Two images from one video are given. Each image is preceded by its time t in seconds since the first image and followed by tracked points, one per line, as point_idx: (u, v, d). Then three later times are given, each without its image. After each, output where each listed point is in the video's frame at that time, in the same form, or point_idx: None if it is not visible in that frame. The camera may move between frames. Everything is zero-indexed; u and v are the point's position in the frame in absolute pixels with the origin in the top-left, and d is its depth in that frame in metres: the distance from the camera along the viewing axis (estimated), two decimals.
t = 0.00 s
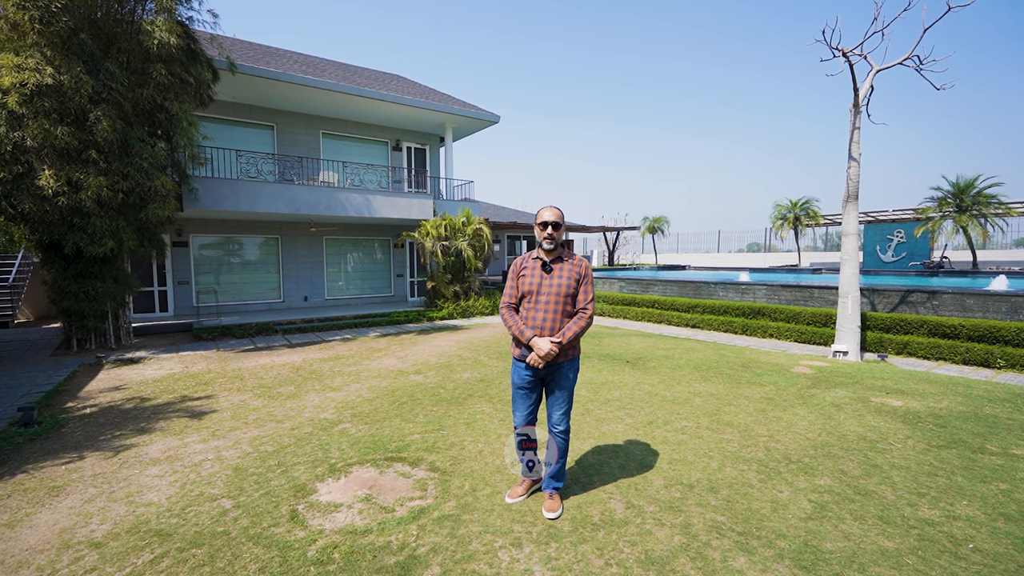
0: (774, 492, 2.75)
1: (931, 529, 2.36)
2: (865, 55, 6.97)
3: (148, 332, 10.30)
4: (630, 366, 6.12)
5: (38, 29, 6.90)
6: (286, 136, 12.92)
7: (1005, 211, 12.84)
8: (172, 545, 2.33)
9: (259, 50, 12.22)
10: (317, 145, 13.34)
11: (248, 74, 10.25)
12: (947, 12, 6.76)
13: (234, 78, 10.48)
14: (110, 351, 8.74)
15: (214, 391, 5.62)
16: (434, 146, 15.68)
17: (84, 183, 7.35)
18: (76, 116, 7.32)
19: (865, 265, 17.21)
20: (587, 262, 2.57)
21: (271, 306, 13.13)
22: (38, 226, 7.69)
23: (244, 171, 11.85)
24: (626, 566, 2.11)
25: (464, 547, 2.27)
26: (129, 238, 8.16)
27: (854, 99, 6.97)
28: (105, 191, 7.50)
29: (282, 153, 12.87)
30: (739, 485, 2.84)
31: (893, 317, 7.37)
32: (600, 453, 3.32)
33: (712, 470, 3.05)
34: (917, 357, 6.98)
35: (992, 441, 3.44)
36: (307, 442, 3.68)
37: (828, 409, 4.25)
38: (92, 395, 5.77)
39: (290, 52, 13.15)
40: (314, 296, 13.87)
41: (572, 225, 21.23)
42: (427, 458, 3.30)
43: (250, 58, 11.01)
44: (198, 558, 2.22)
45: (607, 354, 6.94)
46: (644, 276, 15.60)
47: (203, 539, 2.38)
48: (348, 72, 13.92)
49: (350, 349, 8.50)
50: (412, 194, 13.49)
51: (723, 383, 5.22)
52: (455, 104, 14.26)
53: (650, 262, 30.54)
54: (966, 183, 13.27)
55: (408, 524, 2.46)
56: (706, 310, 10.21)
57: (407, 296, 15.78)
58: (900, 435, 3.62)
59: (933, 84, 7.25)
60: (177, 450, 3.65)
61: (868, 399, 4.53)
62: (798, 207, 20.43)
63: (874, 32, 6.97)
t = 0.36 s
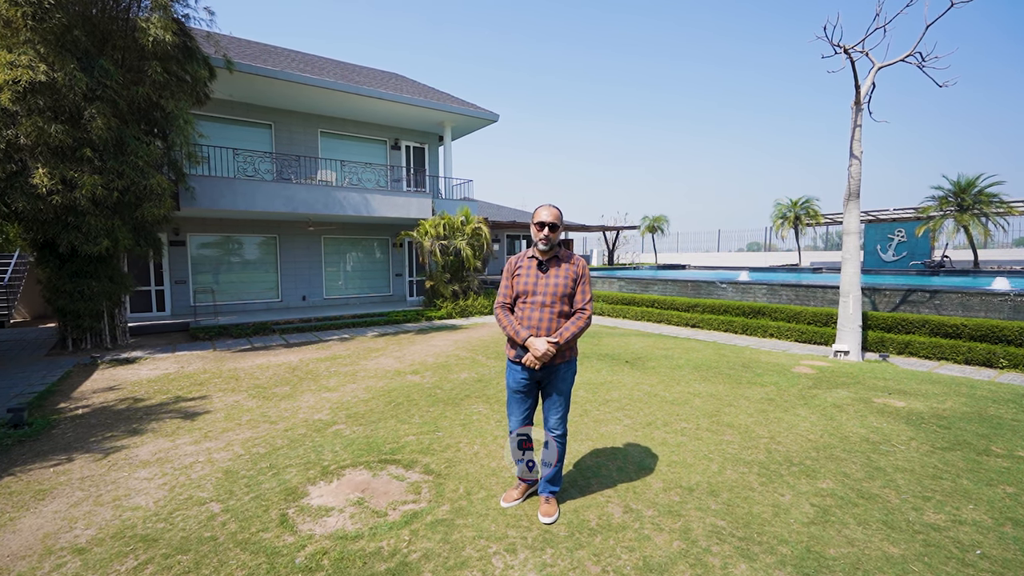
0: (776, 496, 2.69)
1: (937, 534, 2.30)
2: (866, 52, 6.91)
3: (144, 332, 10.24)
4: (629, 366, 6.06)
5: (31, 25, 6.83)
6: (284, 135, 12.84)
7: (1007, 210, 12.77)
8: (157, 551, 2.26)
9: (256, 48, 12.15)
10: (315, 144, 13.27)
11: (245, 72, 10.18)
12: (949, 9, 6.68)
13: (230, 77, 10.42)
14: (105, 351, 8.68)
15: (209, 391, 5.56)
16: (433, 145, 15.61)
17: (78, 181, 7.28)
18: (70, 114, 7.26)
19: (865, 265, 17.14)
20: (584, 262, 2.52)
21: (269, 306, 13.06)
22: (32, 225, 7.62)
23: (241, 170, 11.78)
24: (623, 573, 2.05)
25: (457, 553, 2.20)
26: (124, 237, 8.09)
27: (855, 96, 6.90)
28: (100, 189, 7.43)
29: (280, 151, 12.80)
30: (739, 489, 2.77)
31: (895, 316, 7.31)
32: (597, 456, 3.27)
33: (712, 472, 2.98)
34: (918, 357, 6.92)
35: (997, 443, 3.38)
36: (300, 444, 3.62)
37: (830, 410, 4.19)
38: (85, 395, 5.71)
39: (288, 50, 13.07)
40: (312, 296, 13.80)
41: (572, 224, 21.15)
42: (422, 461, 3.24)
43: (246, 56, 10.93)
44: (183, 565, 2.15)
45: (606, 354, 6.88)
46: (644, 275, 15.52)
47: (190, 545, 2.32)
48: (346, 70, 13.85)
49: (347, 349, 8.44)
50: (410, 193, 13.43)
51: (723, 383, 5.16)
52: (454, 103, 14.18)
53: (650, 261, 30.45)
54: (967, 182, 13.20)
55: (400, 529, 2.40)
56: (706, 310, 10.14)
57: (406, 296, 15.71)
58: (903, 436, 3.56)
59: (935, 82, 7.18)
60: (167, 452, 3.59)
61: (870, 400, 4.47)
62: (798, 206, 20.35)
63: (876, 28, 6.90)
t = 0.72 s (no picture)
0: (776, 501, 2.63)
1: (941, 541, 2.24)
2: (867, 50, 6.86)
3: (141, 332, 10.19)
4: (628, 367, 6.00)
5: (24, 23, 6.76)
6: (282, 134, 12.78)
7: (1008, 209, 12.71)
8: (142, 559, 2.20)
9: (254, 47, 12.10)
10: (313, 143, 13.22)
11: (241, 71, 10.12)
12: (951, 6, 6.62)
13: (228, 75, 10.36)
14: (101, 351, 8.62)
15: (203, 393, 5.50)
16: (432, 144, 15.55)
17: (73, 180, 7.22)
18: (66, 113, 7.21)
19: (865, 264, 17.07)
20: (580, 263, 2.45)
21: (267, 306, 13.00)
22: (26, 224, 7.55)
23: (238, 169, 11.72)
24: None
25: (449, 560, 2.15)
26: (119, 237, 8.05)
27: (856, 94, 6.84)
28: (95, 189, 7.38)
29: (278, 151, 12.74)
30: (739, 493, 2.71)
31: (896, 316, 7.25)
32: (594, 459, 3.21)
33: (712, 476, 2.92)
34: (920, 357, 6.87)
35: (1001, 445, 3.33)
36: (293, 446, 3.57)
37: (831, 412, 4.13)
38: (78, 396, 5.65)
39: (286, 49, 13.02)
40: (311, 296, 13.74)
41: (571, 224, 21.09)
42: (416, 464, 3.18)
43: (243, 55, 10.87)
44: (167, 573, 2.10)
45: (604, 354, 6.83)
46: (643, 275, 15.45)
47: (176, 552, 2.26)
48: (345, 70, 13.79)
49: (345, 349, 8.39)
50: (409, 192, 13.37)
51: (722, 384, 5.10)
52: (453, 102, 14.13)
53: (650, 260, 30.39)
54: (968, 181, 13.14)
55: (391, 535, 2.35)
56: (706, 309, 10.09)
57: (405, 296, 15.64)
58: (905, 439, 3.50)
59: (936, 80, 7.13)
60: (158, 455, 3.53)
61: (872, 402, 4.41)
62: (798, 205, 20.29)
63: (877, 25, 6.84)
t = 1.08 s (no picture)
0: (777, 505, 2.57)
1: (948, 547, 2.18)
2: (869, 47, 6.80)
3: (138, 332, 10.13)
4: (627, 368, 5.94)
5: (18, 20, 6.68)
6: (280, 133, 12.73)
7: (1010, 208, 12.63)
8: (125, 565, 2.14)
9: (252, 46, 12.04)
10: (311, 142, 13.16)
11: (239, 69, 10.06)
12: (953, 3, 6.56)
13: (225, 74, 10.30)
14: (98, 351, 8.57)
15: (197, 393, 5.44)
16: (431, 143, 15.49)
17: (68, 179, 7.16)
18: (61, 111, 7.15)
19: (866, 264, 17.00)
20: (571, 259, 2.35)
21: (265, 305, 12.94)
22: (21, 224, 7.49)
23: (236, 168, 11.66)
24: None
25: (441, 567, 2.08)
26: (115, 236, 8.00)
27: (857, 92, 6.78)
28: (90, 187, 7.32)
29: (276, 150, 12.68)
30: (739, 497, 2.65)
31: (898, 316, 7.18)
32: (592, 462, 3.15)
33: (711, 480, 2.86)
34: (922, 358, 6.81)
35: (1006, 448, 3.26)
36: (286, 448, 3.51)
37: (832, 413, 4.07)
38: (72, 397, 5.60)
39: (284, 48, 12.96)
40: (309, 296, 13.68)
41: (571, 224, 21.02)
42: (410, 467, 3.12)
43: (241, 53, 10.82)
44: None
45: (604, 355, 6.76)
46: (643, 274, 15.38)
47: (161, 558, 2.20)
48: (343, 68, 13.73)
49: (342, 350, 8.33)
50: (408, 191, 13.31)
51: (722, 385, 5.04)
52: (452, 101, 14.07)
53: (650, 260, 30.31)
54: (970, 180, 13.07)
55: (382, 540, 2.29)
56: (706, 309, 10.03)
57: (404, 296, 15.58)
58: (908, 441, 3.44)
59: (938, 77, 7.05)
60: (149, 457, 3.47)
61: (874, 403, 4.34)
62: (799, 205, 20.21)
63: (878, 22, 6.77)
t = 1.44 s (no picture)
0: (778, 509, 2.53)
1: (953, 553, 2.14)
2: (870, 46, 6.75)
3: (136, 332, 10.10)
4: (627, 369, 5.89)
5: (14, 19, 6.65)
6: (279, 133, 12.69)
7: (1012, 209, 12.58)
8: (113, 571, 2.10)
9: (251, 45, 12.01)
10: (310, 142, 13.13)
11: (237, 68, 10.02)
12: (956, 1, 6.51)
13: (223, 73, 10.27)
14: (95, 352, 8.53)
15: (194, 394, 5.40)
16: (431, 143, 15.45)
17: (65, 178, 7.12)
18: (57, 111, 7.12)
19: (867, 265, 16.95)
20: (547, 260, 2.25)
21: (264, 306, 12.91)
22: (18, 223, 7.45)
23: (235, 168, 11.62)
24: None
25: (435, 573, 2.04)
26: (112, 236, 7.95)
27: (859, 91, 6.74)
28: (87, 187, 7.28)
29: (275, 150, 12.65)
30: (740, 501, 2.61)
31: (900, 317, 7.13)
32: (591, 465, 3.11)
33: (711, 483, 2.82)
34: (924, 359, 6.76)
35: (1011, 451, 3.22)
36: (280, 450, 3.47)
37: (834, 415, 4.02)
38: (67, 398, 5.55)
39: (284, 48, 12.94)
40: (308, 296, 13.64)
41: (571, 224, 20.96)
42: (406, 469, 3.08)
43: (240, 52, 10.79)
44: None
45: (604, 356, 6.71)
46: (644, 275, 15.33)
47: (150, 563, 2.16)
48: (343, 68, 13.70)
49: (340, 350, 8.28)
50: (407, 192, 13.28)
51: (723, 387, 4.99)
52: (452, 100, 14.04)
53: (650, 260, 30.27)
54: (972, 180, 13.00)
55: (376, 546, 2.24)
56: (706, 310, 9.99)
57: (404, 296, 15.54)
58: (912, 443, 3.39)
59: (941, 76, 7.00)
60: (142, 459, 3.43)
61: (877, 405, 4.30)
62: (800, 205, 20.14)
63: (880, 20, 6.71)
